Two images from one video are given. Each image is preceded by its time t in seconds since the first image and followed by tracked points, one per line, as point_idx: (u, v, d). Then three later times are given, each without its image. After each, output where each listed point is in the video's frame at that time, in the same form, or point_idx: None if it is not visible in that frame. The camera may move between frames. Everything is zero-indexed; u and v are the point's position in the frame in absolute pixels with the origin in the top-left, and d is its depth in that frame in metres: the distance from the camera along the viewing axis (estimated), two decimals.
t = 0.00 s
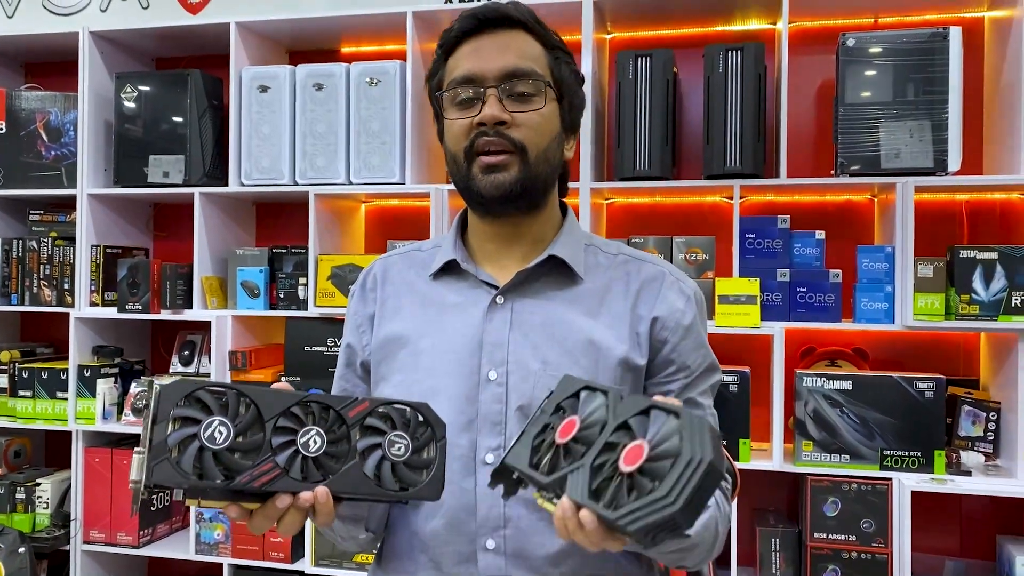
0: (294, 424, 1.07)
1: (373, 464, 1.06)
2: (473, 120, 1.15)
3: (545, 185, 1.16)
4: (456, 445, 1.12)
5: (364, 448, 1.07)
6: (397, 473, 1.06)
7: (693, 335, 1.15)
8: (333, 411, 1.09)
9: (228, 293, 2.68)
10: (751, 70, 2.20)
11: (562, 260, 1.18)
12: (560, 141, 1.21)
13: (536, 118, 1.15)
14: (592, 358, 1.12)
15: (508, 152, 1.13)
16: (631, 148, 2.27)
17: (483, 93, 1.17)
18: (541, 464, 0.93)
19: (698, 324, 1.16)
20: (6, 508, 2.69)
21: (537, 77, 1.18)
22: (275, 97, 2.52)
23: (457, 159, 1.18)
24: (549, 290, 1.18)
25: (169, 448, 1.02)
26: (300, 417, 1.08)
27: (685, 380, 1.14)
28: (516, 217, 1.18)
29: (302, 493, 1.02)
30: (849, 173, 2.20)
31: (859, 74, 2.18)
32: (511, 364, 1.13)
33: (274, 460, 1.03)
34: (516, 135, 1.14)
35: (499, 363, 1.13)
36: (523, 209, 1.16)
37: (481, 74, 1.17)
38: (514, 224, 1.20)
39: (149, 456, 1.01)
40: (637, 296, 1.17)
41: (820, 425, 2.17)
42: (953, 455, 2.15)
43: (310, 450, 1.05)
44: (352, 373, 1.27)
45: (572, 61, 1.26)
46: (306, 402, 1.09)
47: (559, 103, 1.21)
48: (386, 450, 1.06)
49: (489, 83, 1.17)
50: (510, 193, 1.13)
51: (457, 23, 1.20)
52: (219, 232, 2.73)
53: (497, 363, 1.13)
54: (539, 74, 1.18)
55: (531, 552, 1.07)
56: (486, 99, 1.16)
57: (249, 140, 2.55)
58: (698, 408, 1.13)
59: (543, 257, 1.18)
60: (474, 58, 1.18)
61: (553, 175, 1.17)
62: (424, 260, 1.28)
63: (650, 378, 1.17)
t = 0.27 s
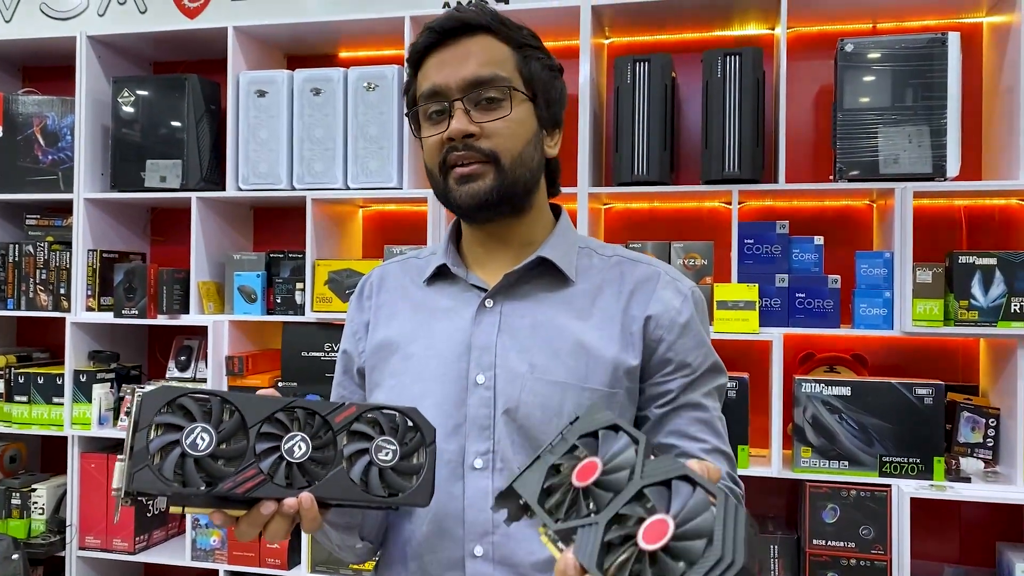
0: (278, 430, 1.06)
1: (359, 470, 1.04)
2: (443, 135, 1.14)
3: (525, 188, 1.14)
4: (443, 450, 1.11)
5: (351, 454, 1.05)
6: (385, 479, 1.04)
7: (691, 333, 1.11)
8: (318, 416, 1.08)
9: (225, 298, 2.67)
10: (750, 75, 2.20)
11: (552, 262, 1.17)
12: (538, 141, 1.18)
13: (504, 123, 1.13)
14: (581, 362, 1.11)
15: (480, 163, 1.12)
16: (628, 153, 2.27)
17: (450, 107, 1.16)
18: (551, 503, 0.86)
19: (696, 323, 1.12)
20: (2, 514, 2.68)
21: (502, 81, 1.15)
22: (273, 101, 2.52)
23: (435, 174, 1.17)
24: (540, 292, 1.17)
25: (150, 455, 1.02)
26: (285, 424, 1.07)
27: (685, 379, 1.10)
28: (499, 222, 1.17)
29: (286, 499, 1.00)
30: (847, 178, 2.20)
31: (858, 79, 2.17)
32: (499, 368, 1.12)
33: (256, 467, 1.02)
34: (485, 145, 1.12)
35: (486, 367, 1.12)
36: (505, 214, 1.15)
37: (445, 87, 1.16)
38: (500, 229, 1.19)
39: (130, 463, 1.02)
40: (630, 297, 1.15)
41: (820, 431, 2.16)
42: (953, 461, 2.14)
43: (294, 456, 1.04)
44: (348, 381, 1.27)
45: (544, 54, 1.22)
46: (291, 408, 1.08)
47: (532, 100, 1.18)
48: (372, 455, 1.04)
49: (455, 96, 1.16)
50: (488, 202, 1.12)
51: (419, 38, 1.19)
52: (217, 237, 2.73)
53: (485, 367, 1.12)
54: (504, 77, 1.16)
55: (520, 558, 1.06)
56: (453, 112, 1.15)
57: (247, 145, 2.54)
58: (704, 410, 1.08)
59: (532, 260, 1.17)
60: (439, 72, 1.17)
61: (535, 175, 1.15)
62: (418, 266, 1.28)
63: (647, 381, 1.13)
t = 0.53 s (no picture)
0: (264, 440, 1.05)
1: (346, 480, 1.03)
2: (440, 142, 1.13)
3: (522, 197, 1.14)
4: (438, 456, 1.10)
5: (338, 463, 1.04)
6: (372, 489, 1.02)
7: (689, 341, 1.10)
8: (305, 425, 1.07)
9: (225, 301, 2.67)
10: (749, 79, 2.20)
11: (550, 267, 1.16)
12: (536, 147, 1.18)
13: (503, 131, 1.12)
14: (578, 367, 1.10)
15: (478, 172, 1.11)
16: (628, 156, 2.27)
17: (448, 112, 1.14)
18: (529, 538, 0.84)
19: (694, 330, 1.11)
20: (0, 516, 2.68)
21: (502, 86, 1.14)
22: (273, 104, 2.52)
23: (431, 179, 1.17)
24: (537, 297, 1.17)
25: (133, 465, 1.02)
26: (271, 432, 1.06)
27: (683, 388, 1.09)
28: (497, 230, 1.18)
29: (272, 509, 0.99)
30: (847, 182, 2.20)
31: (857, 83, 2.17)
32: (494, 373, 1.12)
33: (242, 477, 1.02)
34: (483, 153, 1.11)
35: (482, 372, 1.12)
36: (502, 223, 1.15)
37: (444, 91, 1.14)
38: (497, 235, 1.19)
39: (113, 472, 1.01)
40: (628, 302, 1.14)
41: (819, 435, 2.15)
42: (953, 466, 2.15)
43: (280, 465, 1.03)
44: (344, 386, 1.27)
45: (544, 58, 1.21)
46: (278, 417, 1.07)
47: (531, 105, 1.17)
48: (359, 464, 1.03)
49: (453, 100, 1.14)
50: (485, 213, 1.12)
51: (418, 37, 1.17)
52: (216, 240, 2.73)
53: (480, 372, 1.12)
54: (505, 82, 1.14)
55: (516, 564, 1.06)
56: (450, 118, 1.14)
57: (246, 149, 2.54)
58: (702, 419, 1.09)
59: (528, 264, 1.16)
60: (437, 74, 1.15)
61: (532, 183, 1.15)
62: (415, 271, 1.28)
63: (644, 389, 1.13)
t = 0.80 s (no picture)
0: (272, 440, 1.05)
1: (353, 482, 1.04)
2: (446, 142, 1.13)
3: (526, 199, 1.14)
4: (441, 457, 1.11)
5: (344, 465, 1.05)
6: (378, 491, 1.04)
7: (691, 344, 1.11)
8: (312, 426, 1.07)
9: (227, 302, 2.68)
10: (750, 81, 2.20)
11: (554, 268, 1.17)
12: (541, 149, 1.18)
13: (509, 133, 1.13)
14: (581, 368, 1.11)
15: (484, 173, 1.12)
16: (629, 158, 2.28)
17: (455, 113, 1.14)
18: (519, 559, 0.86)
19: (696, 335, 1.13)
20: (3, 516, 2.68)
21: (510, 88, 1.14)
22: (275, 106, 2.53)
23: (435, 178, 1.17)
24: (540, 299, 1.17)
25: (140, 465, 1.02)
26: (279, 433, 1.06)
27: (684, 392, 1.11)
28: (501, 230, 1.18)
29: (278, 512, 1.00)
30: (848, 184, 2.20)
31: (858, 85, 2.18)
32: (498, 374, 1.12)
33: (250, 477, 1.02)
34: (489, 155, 1.12)
35: (486, 373, 1.12)
36: (505, 224, 1.15)
37: (451, 92, 1.14)
38: (501, 236, 1.19)
39: (120, 472, 1.01)
40: (630, 305, 1.15)
41: (819, 436, 2.16)
42: (952, 467, 2.15)
43: (288, 467, 1.03)
44: (343, 386, 1.28)
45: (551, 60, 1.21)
46: (285, 417, 1.07)
47: (537, 108, 1.17)
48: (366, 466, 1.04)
49: (460, 101, 1.14)
50: (489, 213, 1.12)
51: (426, 37, 1.16)
52: (218, 240, 2.73)
53: (484, 373, 1.12)
54: (512, 85, 1.14)
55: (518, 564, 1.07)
56: (457, 119, 1.14)
57: (249, 150, 2.55)
58: (702, 424, 1.11)
59: (532, 265, 1.17)
60: (444, 74, 1.15)
61: (535, 185, 1.16)
62: (416, 272, 1.28)
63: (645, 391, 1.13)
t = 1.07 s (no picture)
0: (279, 428, 1.06)
1: (358, 470, 1.05)
2: (438, 166, 1.14)
3: (521, 215, 1.16)
4: (449, 454, 1.13)
5: (349, 454, 1.07)
6: (382, 479, 1.05)
7: (693, 345, 1.14)
8: (317, 416, 1.09)
9: (230, 300, 2.69)
10: (750, 82, 2.22)
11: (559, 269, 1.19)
12: (536, 158, 1.18)
13: (499, 154, 1.12)
14: (588, 367, 1.13)
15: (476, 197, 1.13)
16: (630, 159, 2.29)
17: (445, 135, 1.14)
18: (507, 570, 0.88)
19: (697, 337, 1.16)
20: (6, 513, 2.70)
21: (498, 107, 1.13)
22: (278, 105, 2.55)
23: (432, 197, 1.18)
24: (547, 298, 1.20)
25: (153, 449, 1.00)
26: (285, 422, 1.07)
27: (686, 392, 1.13)
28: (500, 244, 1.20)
29: (289, 496, 1.00)
30: (848, 185, 2.22)
31: (858, 86, 2.20)
32: (506, 372, 1.14)
33: (259, 464, 1.02)
34: (480, 178, 1.12)
35: (494, 371, 1.14)
36: (502, 239, 1.17)
37: (440, 115, 1.13)
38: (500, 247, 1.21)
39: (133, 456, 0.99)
40: (634, 306, 1.17)
41: (817, 435, 2.17)
42: (949, 465, 2.17)
43: (297, 453, 1.04)
44: (347, 385, 1.30)
45: (541, 62, 1.18)
46: (291, 407, 1.09)
47: (529, 120, 1.16)
48: (371, 454, 1.06)
49: (449, 123, 1.13)
50: (484, 235, 1.14)
51: (413, 56, 1.15)
52: (221, 239, 2.75)
53: (492, 372, 1.14)
54: (501, 103, 1.13)
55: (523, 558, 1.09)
56: (448, 142, 1.13)
57: (251, 149, 2.57)
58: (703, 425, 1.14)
59: (538, 266, 1.19)
60: (433, 96, 1.14)
61: (530, 199, 1.17)
62: (420, 270, 1.29)
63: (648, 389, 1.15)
